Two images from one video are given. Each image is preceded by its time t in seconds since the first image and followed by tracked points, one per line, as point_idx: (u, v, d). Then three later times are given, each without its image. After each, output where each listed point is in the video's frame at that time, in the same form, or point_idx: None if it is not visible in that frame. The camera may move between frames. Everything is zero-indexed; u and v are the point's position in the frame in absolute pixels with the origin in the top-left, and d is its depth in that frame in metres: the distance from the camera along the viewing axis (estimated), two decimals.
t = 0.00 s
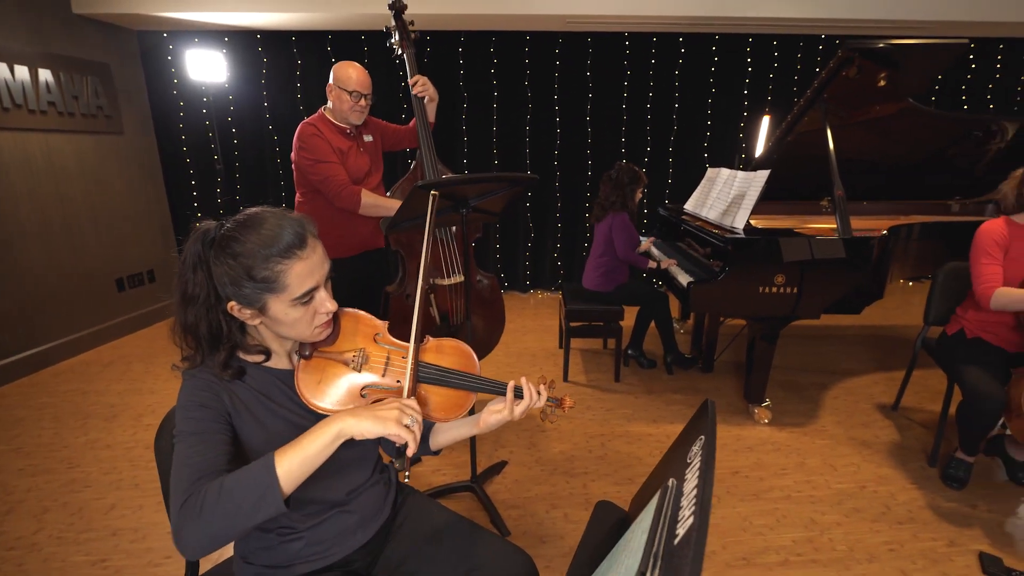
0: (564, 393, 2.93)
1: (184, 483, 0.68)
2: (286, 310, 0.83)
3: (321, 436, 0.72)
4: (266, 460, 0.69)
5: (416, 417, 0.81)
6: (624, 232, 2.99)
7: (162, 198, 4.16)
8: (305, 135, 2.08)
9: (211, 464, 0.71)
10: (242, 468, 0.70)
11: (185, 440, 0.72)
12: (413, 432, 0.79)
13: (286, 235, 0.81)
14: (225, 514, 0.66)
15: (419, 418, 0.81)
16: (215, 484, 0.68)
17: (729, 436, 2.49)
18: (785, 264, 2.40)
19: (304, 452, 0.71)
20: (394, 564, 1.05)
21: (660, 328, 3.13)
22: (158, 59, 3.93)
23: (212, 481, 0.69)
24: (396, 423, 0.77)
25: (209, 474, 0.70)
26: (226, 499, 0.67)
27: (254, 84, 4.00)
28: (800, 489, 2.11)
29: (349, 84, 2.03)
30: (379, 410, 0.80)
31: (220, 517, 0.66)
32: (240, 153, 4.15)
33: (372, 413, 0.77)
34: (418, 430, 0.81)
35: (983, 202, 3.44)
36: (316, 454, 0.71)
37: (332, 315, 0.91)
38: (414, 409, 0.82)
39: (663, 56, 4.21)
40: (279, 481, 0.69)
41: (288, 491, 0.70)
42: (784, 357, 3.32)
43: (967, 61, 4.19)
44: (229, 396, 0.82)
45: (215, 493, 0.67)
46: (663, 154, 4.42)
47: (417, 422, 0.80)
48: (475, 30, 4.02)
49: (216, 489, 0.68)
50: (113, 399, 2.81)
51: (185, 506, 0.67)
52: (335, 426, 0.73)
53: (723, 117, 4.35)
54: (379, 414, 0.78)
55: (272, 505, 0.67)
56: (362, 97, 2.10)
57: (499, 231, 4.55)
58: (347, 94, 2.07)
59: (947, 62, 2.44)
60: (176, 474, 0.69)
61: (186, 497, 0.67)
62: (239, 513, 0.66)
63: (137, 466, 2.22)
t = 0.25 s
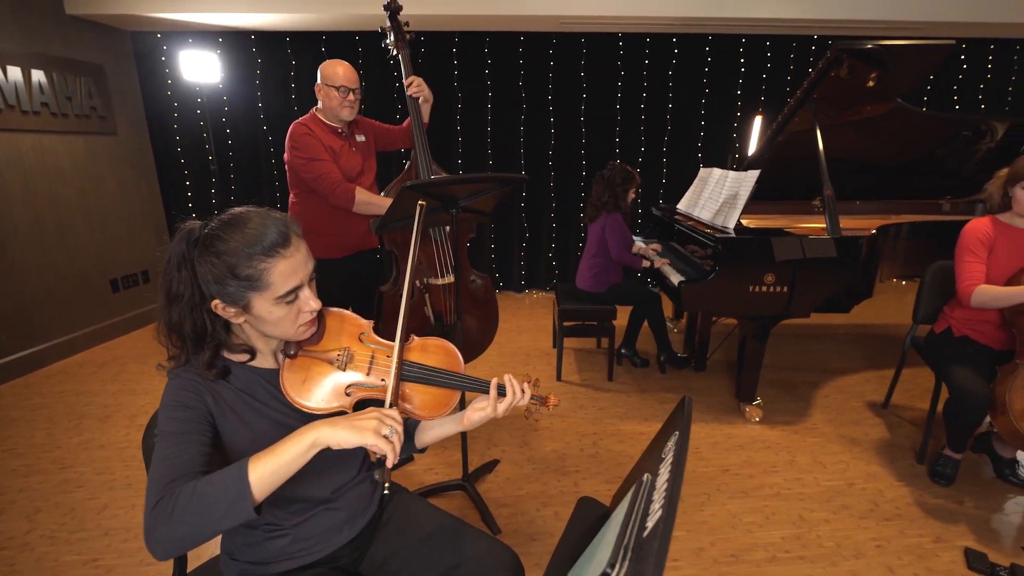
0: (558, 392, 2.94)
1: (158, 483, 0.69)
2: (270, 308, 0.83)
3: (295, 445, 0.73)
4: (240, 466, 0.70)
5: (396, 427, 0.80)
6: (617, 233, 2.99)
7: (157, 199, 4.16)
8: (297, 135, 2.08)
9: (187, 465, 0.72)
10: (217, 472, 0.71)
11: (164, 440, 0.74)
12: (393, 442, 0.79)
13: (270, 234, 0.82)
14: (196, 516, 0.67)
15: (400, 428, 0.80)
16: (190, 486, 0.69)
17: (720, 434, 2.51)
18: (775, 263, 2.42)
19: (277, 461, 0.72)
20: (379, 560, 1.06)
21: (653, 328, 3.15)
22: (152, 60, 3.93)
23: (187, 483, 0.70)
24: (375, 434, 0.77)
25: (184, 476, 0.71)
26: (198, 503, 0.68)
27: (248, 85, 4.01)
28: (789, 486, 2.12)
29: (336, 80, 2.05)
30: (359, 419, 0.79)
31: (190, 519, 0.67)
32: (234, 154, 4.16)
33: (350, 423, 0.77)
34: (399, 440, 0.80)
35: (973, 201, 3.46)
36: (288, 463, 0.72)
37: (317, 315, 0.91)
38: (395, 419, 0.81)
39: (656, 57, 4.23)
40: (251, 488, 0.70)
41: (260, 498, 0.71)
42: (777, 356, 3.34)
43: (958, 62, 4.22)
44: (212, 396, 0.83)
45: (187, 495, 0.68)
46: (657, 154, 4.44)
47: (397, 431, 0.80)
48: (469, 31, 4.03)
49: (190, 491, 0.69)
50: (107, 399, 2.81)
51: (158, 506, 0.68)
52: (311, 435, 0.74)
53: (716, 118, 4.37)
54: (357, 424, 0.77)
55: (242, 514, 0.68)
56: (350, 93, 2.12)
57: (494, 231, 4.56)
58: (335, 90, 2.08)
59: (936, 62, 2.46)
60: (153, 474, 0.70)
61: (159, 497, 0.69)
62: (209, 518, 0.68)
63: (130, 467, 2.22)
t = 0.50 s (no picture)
0: (551, 391, 2.95)
1: (128, 479, 0.70)
2: (250, 303, 0.85)
3: (264, 457, 0.73)
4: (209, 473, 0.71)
5: (371, 443, 0.80)
6: (611, 235, 2.98)
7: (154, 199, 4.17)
8: (289, 134, 2.10)
9: (158, 463, 0.73)
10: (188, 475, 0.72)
11: (138, 436, 0.75)
12: (367, 457, 0.78)
13: (250, 230, 0.84)
14: (160, 517, 0.69)
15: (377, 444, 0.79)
16: (160, 485, 0.71)
17: (712, 432, 2.52)
18: (767, 262, 2.42)
19: (245, 471, 0.73)
20: (364, 555, 1.08)
21: (647, 327, 3.16)
22: (148, 61, 3.95)
23: (157, 482, 0.71)
24: (347, 449, 0.76)
25: (153, 474, 0.72)
26: (164, 504, 0.69)
27: (244, 85, 4.02)
28: (779, 484, 2.13)
29: (322, 75, 2.07)
30: (334, 432, 0.79)
31: (154, 519, 0.69)
32: (231, 154, 4.17)
33: (323, 437, 0.77)
34: (375, 456, 0.79)
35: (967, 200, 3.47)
36: (256, 474, 0.73)
37: (299, 311, 0.93)
38: (372, 435, 0.81)
39: (652, 57, 4.24)
40: (216, 496, 0.71)
41: (224, 507, 0.72)
42: (771, 354, 3.34)
43: (953, 61, 4.22)
44: (192, 394, 0.84)
45: (154, 494, 0.70)
46: (653, 153, 4.45)
47: (371, 446, 0.79)
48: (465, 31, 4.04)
49: (158, 490, 0.70)
50: (103, 399, 2.82)
51: (125, 502, 0.69)
52: (282, 448, 0.74)
53: (711, 117, 4.38)
54: (330, 437, 0.77)
55: (204, 520, 0.70)
56: (338, 88, 2.13)
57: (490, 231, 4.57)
58: (323, 86, 2.10)
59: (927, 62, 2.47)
60: (124, 470, 0.72)
61: (126, 492, 0.70)
62: (172, 520, 0.69)
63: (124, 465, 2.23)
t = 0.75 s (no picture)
0: (544, 389, 2.96)
1: (92, 478, 0.72)
2: (225, 298, 0.86)
3: (222, 471, 0.74)
4: (167, 482, 0.72)
5: (336, 460, 0.78)
6: (602, 235, 2.99)
7: (150, 199, 4.19)
8: (278, 133, 2.12)
9: (124, 462, 0.75)
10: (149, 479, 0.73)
11: (108, 434, 0.77)
12: (330, 476, 0.76)
13: (224, 225, 0.85)
14: (118, 518, 0.70)
15: (344, 462, 0.78)
16: (124, 487, 0.72)
17: (702, 430, 2.52)
18: (756, 260, 2.43)
19: (204, 483, 0.73)
20: (343, 549, 1.10)
21: (639, 325, 3.17)
22: (144, 61, 3.96)
23: (120, 483, 0.73)
24: (307, 467, 0.75)
25: (117, 474, 0.74)
26: (123, 506, 0.71)
27: (240, 85, 4.04)
28: (768, 481, 2.14)
29: (307, 72, 2.08)
30: (299, 448, 0.78)
31: (112, 520, 0.70)
32: (227, 154, 4.18)
33: (286, 454, 0.76)
34: (340, 473, 0.78)
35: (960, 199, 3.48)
36: (213, 487, 0.73)
37: (275, 306, 0.93)
38: (339, 451, 0.79)
39: (647, 56, 4.25)
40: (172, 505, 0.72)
41: (179, 516, 0.73)
42: (764, 353, 3.35)
43: (949, 60, 4.22)
44: (168, 391, 0.86)
45: (114, 495, 0.71)
46: (648, 152, 4.46)
47: (336, 464, 0.78)
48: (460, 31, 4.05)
49: (120, 492, 0.72)
50: (97, 397, 2.84)
51: (87, 499, 0.71)
52: (242, 465, 0.74)
53: (706, 116, 4.39)
54: (292, 454, 0.76)
55: (158, 527, 0.71)
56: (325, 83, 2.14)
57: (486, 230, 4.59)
58: (310, 83, 2.12)
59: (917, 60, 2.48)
60: (91, 467, 0.74)
61: (89, 491, 0.72)
62: (128, 524, 0.70)
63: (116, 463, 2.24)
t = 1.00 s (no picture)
0: (534, 387, 2.96)
1: (53, 477, 0.74)
2: (194, 291, 0.87)
3: (177, 485, 0.76)
4: (123, 490, 0.74)
5: (293, 476, 0.80)
6: (592, 234, 3.01)
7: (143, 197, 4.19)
8: (265, 131, 2.13)
9: (85, 462, 0.77)
10: (106, 484, 0.75)
11: (73, 431, 0.79)
12: (286, 492, 0.79)
13: (192, 219, 0.86)
14: (73, 520, 0.72)
15: (300, 478, 0.80)
16: (83, 488, 0.74)
17: (690, 427, 2.53)
18: (744, 258, 2.44)
19: (159, 494, 0.75)
20: (319, 541, 1.10)
21: (630, 323, 3.18)
22: (137, 59, 3.96)
23: (80, 483, 0.75)
24: (262, 485, 0.77)
25: (78, 474, 0.76)
26: (79, 509, 0.72)
27: (233, 83, 4.04)
28: (754, 477, 2.15)
29: (290, 69, 2.10)
30: (256, 464, 0.80)
31: (66, 522, 0.72)
32: (220, 152, 4.18)
33: (243, 471, 0.78)
34: (297, 489, 0.80)
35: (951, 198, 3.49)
36: (168, 500, 0.75)
37: (246, 300, 0.95)
38: (297, 468, 0.81)
39: (640, 55, 4.26)
40: (125, 514, 0.74)
41: (131, 525, 0.75)
42: (754, 351, 3.36)
43: (941, 60, 4.24)
44: (138, 387, 0.88)
45: (71, 497, 0.73)
46: (641, 152, 4.47)
47: (293, 480, 0.80)
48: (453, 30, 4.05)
49: (79, 493, 0.74)
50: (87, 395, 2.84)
51: (46, 497, 0.73)
52: (198, 481, 0.76)
53: (699, 116, 4.40)
54: (249, 471, 0.78)
55: (109, 534, 0.73)
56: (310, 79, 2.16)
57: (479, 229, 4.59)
58: (296, 79, 2.13)
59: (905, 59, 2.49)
60: (54, 463, 0.76)
61: (48, 491, 0.74)
62: (82, 527, 0.72)
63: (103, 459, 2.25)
